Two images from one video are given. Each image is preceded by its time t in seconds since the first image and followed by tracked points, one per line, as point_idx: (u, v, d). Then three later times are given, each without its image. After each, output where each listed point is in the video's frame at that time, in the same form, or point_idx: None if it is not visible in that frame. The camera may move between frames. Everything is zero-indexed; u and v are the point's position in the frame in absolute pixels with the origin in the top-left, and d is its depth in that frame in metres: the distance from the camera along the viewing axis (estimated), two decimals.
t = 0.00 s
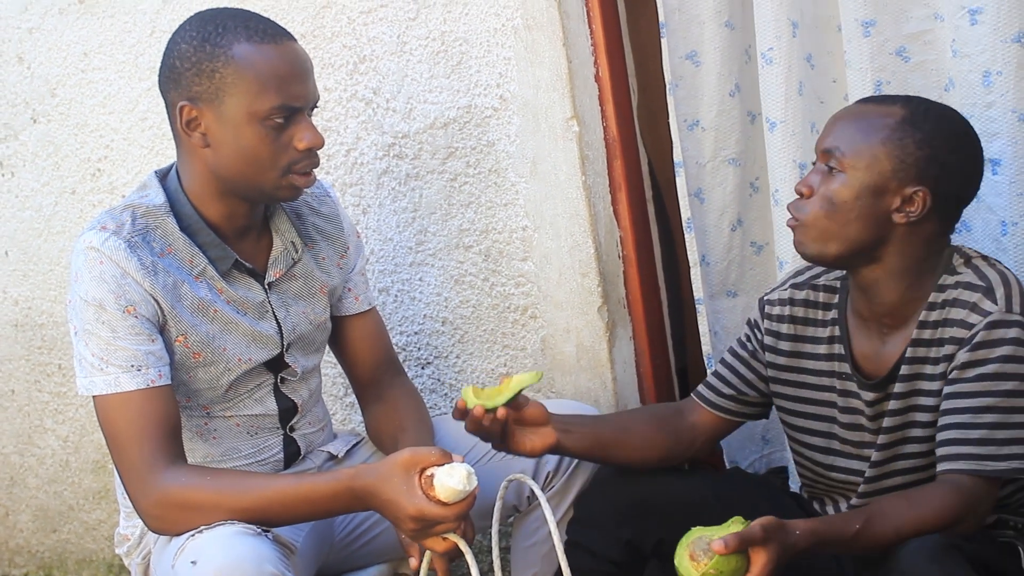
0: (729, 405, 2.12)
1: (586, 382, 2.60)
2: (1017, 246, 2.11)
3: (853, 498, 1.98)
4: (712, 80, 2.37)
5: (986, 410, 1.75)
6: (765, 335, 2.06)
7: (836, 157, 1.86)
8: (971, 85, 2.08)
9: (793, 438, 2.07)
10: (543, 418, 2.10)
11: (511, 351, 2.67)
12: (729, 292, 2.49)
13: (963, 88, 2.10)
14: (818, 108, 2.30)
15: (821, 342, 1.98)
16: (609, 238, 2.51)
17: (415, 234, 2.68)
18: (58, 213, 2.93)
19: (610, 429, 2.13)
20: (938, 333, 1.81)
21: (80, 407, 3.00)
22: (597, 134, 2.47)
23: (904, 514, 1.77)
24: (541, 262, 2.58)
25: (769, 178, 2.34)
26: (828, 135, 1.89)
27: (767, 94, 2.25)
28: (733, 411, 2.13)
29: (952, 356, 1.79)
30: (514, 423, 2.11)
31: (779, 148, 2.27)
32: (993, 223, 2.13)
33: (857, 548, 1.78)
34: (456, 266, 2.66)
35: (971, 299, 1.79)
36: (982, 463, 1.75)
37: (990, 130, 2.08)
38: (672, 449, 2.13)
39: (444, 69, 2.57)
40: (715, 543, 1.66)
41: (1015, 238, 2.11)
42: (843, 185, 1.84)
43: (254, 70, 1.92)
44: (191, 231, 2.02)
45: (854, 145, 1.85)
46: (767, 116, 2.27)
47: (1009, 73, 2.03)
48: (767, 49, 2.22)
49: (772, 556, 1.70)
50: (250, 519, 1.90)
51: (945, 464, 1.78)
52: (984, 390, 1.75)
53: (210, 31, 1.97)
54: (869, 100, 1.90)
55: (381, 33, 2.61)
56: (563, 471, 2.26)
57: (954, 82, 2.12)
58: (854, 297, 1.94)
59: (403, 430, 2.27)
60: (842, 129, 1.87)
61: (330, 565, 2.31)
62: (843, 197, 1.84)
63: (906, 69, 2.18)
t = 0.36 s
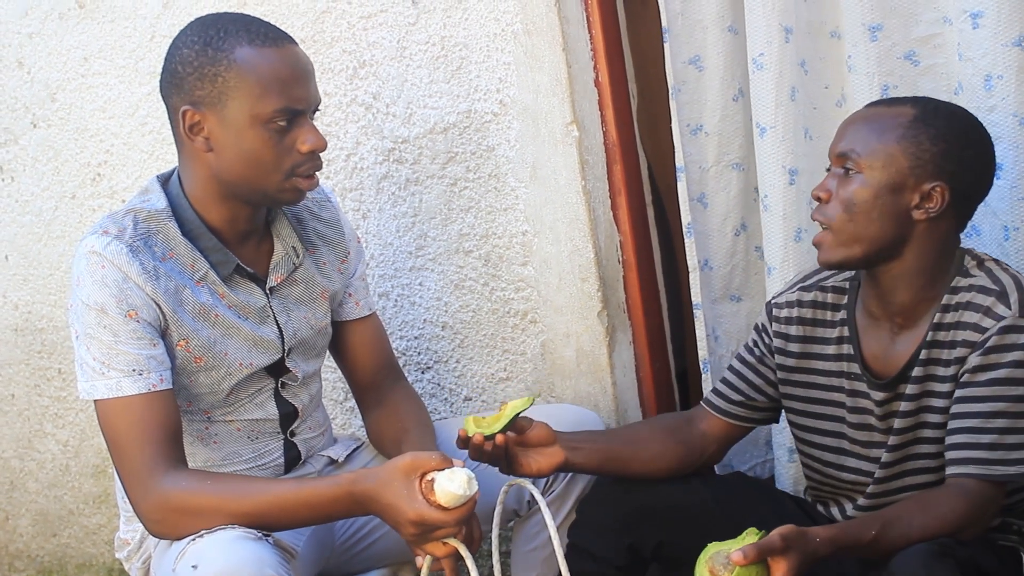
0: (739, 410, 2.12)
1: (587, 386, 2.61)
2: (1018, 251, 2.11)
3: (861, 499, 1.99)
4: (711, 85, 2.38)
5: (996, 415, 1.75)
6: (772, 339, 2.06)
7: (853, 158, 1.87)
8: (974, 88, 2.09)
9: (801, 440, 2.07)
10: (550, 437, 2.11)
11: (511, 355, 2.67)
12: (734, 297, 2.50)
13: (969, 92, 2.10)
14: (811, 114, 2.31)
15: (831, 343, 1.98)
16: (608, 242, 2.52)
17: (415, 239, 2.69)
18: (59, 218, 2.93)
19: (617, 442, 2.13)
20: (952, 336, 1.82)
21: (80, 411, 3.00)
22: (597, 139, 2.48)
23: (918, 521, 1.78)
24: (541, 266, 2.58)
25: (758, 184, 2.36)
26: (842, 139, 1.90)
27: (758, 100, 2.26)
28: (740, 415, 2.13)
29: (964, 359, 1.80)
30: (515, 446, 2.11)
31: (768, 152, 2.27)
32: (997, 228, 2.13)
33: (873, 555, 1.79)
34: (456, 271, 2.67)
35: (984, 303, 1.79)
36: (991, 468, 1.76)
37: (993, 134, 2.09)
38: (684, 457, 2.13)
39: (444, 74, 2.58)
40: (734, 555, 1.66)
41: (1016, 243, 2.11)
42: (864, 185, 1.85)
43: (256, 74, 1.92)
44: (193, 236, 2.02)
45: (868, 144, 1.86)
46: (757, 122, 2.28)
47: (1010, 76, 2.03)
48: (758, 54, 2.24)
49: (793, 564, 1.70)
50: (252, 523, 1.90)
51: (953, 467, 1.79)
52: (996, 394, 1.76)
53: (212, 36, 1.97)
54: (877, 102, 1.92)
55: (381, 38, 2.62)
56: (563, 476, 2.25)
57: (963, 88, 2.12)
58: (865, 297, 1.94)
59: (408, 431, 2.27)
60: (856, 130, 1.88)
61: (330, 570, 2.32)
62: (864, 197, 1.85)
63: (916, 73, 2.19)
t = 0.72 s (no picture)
0: (739, 412, 2.12)
1: (588, 385, 2.61)
2: (1020, 251, 2.11)
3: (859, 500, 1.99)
4: (711, 84, 2.38)
5: (989, 418, 1.76)
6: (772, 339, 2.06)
7: (847, 166, 1.86)
8: (976, 87, 2.09)
9: (800, 441, 2.07)
10: (546, 437, 2.11)
11: (512, 355, 2.67)
12: (730, 298, 2.50)
13: (971, 91, 2.10)
14: (809, 113, 2.31)
15: (829, 345, 1.98)
16: (609, 241, 2.52)
17: (416, 238, 2.69)
18: (59, 217, 2.93)
19: (617, 443, 2.13)
20: (948, 338, 1.82)
21: (81, 410, 3.00)
22: (598, 138, 2.48)
23: (914, 523, 1.77)
24: (542, 265, 2.58)
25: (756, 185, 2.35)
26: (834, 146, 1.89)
27: (757, 98, 2.26)
28: (739, 416, 2.13)
29: (959, 361, 1.80)
30: (514, 445, 2.11)
31: (767, 150, 2.27)
32: (999, 227, 2.13)
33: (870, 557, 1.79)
34: (457, 270, 2.67)
35: (981, 306, 1.79)
36: (984, 470, 1.77)
37: (994, 133, 2.09)
38: (683, 458, 2.12)
39: (444, 73, 2.58)
40: (736, 562, 1.66)
41: (1018, 243, 2.11)
42: (859, 192, 1.85)
43: (255, 73, 1.92)
44: (194, 234, 2.03)
45: (864, 150, 1.85)
46: (754, 121, 2.27)
47: (1011, 75, 2.03)
48: (756, 53, 2.23)
49: (795, 569, 1.70)
50: (252, 522, 1.90)
51: (946, 469, 1.80)
52: (990, 397, 1.76)
53: (212, 34, 1.97)
54: (869, 105, 1.91)
55: (382, 38, 2.62)
56: (563, 475, 2.25)
57: (965, 87, 2.12)
58: (864, 299, 1.94)
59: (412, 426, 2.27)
60: (850, 135, 1.87)
61: (331, 569, 2.32)
62: (859, 205, 1.84)
63: (918, 72, 2.19)
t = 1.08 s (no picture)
0: (739, 410, 2.12)
1: (588, 385, 2.61)
2: (1018, 251, 2.11)
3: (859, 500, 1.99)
4: (709, 84, 2.38)
5: (990, 419, 1.76)
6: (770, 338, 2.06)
7: (839, 177, 1.86)
8: (974, 87, 2.09)
9: (799, 441, 2.08)
10: (545, 437, 2.11)
11: (511, 355, 2.68)
12: (724, 299, 2.50)
13: (969, 90, 2.10)
14: (809, 113, 2.31)
15: (826, 345, 1.98)
16: (608, 241, 2.52)
17: (415, 238, 2.69)
18: (59, 218, 2.93)
19: (615, 443, 2.13)
20: (947, 338, 1.82)
21: (81, 411, 3.00)
22: (596, 138, 2.48)
23: (915, 521, 1.78)
24: (541, 265, 2.59)
25: (758, 183, 2.36)
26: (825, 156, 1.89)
27: (759, 97, 2.26)
28: (739, 415, 2.13)
29: (959, 362, 1.80)
30: (514, 445, 2.12)
31: (771, 149, 2.27)
32: (997, 226, 2.13)
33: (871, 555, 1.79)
34: (456, 270, 2.67)
35: (981, 307, 1.79)
36: (985, 470, 1.77)
37: (992, 133, 2.09)
38: (682, 457, 2.13)
39: (443, 73, 2.58)
40: (745, 555, 1.66)
41: (1016, 242, 2.11)
42: (853, 203, 1.85)
43: (231, 81, 1.89)
44: (192, 235, 2.03)
45: (854, 159, 1.85)
46: (757, 119, 2.28)
47: (1008, 75, 2.03)
48: (759, 52, 2.24)
49: (801, 565, 1.71)
50: (252, 522, 1.90)
51: (946, 469, 1.80)
52: (991, 398, 1.76)
53: (194, 39, 1.95)
54: (858, 110, 1.90)
55: (381, 38, 2.62)
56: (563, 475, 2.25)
57: (963, 86, 2.12)
58: (860, 298, 1.94)
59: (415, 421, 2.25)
60: (839, 142, 1.87)
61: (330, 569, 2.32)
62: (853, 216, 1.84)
63: (916, 71, 2.19)
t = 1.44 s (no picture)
0: (737, 413, 2.12)
1: (584, 386, 2.61)
2: (1010, 251, 2.12)
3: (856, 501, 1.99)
4: (704, 85, 2.38)
5: (988, 419, 1.76)
6: (769, 341, 2.06)
7: (841, 184, 1.82)
8: (967, 87, 2.09)
9: (796, 442, 2.08)
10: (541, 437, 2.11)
11: (507, 356, 2.68)
12: (715, 300, 2.51)
13: (963, 91, 2.10)
14: (806, 113, 2.31)
15: (824, 347, 1.98)
16: (605, 242, 2.52)
17: (411, 239, 2.69)
18: (55, 219, 2.93)
19: (611, 444, 2.13)
20: (945, 339, 1.82)
21: (77, 413, 3.00)
22: (592, 140, 2.48)
23: (914, 522, 1.78)
24: (538, 266, 2.59)
25: (754, 185, 2.36)
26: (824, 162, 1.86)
27: (757, 98, 2.26)
28: (738, 416, 2.12)
29: (957, 362, 1.80)
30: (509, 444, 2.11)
31: (767, 150, 2.27)
32: (989, 227, 2.14)
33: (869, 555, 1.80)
34: (452, 272, 2.67)
35: (979, 307, 1.79)
36: (984, 471, 1.77)
37: (984, 133, 2.09)
38: (678, 458, 2.12)
39: (439, 74, 2.58)
40: (742, 555, 1.67)
41: (1009, 242, 2.12)
42: (855, 210, 1.82)
43: (197, 107, 1.87)
44: (190, 242, 2.02)
45: (857, 167, 1.82)
46: (755, 120, 2.28)
47: (1001, 76, 2.03)
48: (756, 53, 2.24)
49: (799, 565, 1.71)
50: (247, 521, 1.89)
51: (945, 470, 1.80)
52: (989, 398, 1.76)
53: (152, 70, 1.92)
54: (858, 115, 1.87)
55: (377, 39, 2.62)
56: (558, 477, 2.25)
57: (958, 87, 2.12)
58: (858, 300, 1.93)
59: (435, 402, 2.10)
60: (840, 148, 1.84)
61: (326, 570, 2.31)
62: (856, 223, 1.82)
63: (912, 72, 2.19)
